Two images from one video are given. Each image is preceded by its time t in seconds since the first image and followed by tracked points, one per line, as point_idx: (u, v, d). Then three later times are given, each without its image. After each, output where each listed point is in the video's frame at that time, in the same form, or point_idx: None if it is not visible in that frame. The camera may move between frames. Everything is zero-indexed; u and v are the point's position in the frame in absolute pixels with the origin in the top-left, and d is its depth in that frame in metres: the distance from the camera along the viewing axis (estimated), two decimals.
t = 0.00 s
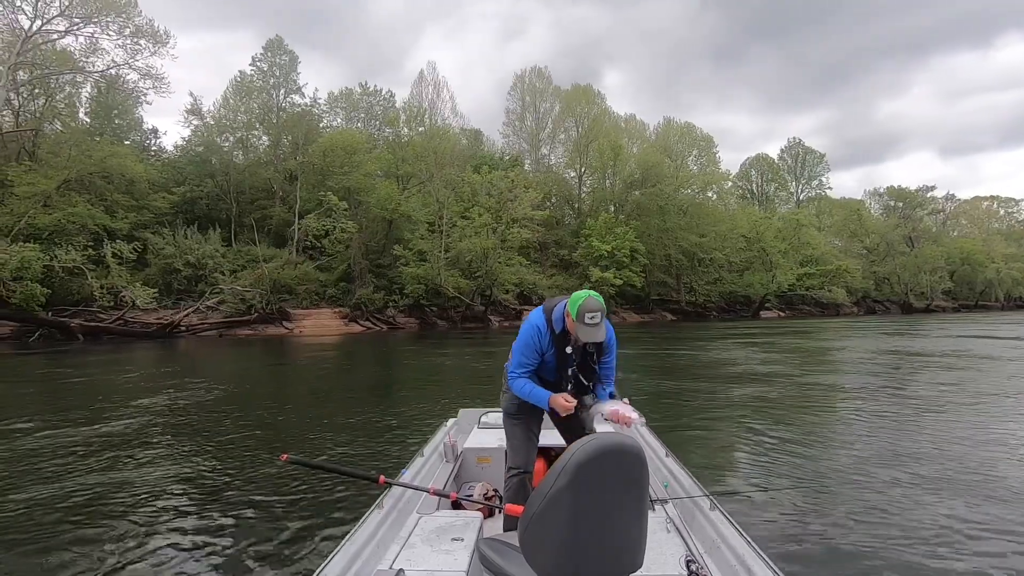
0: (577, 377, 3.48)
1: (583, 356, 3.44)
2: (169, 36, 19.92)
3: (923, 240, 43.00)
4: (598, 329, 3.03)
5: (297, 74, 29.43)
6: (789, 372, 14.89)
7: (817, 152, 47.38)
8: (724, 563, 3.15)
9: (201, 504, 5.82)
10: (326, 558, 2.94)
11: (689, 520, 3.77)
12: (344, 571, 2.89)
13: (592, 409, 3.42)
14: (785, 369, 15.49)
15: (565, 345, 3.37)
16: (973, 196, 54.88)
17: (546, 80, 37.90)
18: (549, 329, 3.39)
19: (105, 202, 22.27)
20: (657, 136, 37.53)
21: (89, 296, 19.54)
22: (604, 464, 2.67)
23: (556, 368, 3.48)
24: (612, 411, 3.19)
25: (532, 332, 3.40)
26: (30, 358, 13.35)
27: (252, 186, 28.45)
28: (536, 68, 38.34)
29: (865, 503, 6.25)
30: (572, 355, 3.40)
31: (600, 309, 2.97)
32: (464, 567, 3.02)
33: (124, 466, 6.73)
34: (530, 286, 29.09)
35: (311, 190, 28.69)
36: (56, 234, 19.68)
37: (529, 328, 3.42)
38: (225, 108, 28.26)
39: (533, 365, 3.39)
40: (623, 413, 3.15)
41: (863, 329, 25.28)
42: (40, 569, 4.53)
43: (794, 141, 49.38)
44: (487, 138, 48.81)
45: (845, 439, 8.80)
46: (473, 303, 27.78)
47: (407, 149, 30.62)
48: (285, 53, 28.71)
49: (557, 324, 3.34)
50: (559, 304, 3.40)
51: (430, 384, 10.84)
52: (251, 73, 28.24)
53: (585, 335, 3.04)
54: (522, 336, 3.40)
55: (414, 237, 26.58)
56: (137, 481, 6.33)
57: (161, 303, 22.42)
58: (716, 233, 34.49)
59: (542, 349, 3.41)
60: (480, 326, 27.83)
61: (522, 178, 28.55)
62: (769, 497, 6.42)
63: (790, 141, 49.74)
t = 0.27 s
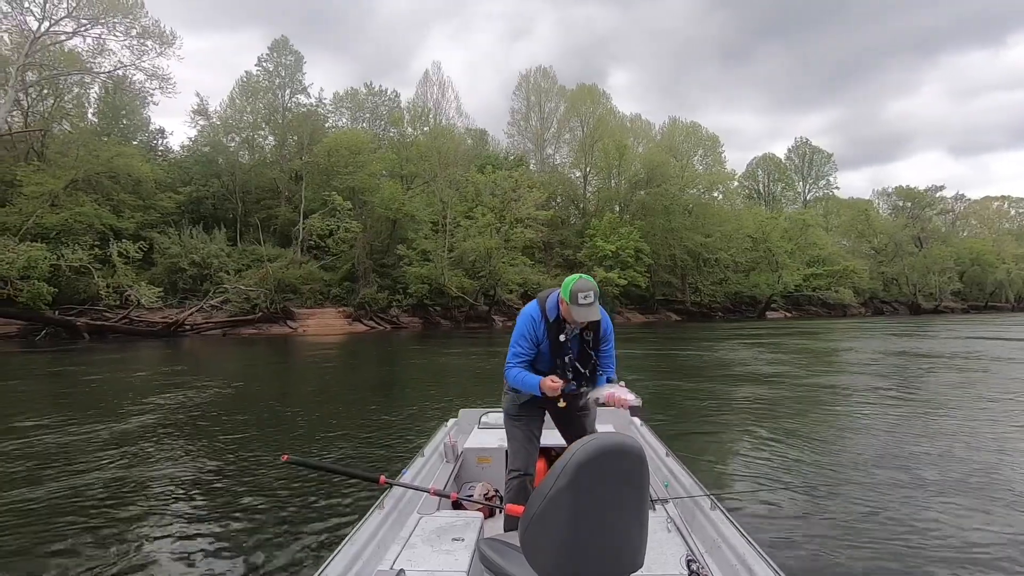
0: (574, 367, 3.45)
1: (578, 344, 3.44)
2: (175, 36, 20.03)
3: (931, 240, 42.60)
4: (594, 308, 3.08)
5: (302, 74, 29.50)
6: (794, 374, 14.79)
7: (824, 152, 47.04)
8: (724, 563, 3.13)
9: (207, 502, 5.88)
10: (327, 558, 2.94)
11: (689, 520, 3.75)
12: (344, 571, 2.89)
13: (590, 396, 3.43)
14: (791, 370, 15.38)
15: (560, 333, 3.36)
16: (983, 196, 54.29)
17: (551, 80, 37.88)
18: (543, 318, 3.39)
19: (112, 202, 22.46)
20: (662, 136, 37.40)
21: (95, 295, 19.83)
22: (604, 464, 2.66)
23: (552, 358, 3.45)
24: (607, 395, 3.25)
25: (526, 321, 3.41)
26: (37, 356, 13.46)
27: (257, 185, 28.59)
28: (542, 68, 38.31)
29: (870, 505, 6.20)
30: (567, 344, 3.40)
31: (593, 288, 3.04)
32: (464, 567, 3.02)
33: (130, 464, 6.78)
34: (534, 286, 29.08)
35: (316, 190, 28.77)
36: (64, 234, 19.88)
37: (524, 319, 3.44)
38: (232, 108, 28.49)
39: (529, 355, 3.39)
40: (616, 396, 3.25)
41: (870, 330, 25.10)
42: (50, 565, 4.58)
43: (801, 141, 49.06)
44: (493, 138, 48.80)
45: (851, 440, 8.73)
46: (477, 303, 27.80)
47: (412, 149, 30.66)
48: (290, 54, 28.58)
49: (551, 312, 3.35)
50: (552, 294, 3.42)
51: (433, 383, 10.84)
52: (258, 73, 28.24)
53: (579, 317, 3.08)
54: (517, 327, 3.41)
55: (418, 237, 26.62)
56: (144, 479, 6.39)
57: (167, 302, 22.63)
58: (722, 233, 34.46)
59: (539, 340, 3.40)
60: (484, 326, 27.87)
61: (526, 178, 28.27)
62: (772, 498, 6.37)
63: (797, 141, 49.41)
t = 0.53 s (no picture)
0: (570, 364, 3.45)
1: (575, 341, 3.44)
2: (181, 37, 20.17)
3: (940, 241, 42.19)
4: (593, 304, 3.07)
5: (308, 74, 29.65)
6: (799, 375, 14.68)
7: (832, 151, 46.71)
8: (724, 563, 3.11)
9: (212, 499, 5.92)
10: (327, 558, 2.94)
11: (689, 520, 3.73)
12: (344, 572, 2.89)
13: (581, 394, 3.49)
14: (797, 371, 15.27)
15: (559, 330, 3.35)
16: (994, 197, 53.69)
17: (556, 80, 37.92)
18: (542, 315, 3.37)
19: (118, 202, 22.66)
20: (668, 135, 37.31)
21: (101, 294, 19.99)
22: (604, 463, 2.65)
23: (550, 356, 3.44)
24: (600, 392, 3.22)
25: (524, 319, 3.39)
26: (45, 355, 13.59)
27: (263, 185, 28.76)
28: (546, 68, 38.34)
29: (873, 506, 6.15)
30: (565, 341, 3.39)
31: (593, 283, 3.02)
32: (464, 568, 3.02)
33: (136, 462, 6.84)
34: (538, 286, 29.06)
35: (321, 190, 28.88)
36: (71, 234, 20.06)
37: (522, 317, 3.42)
38: (238, 108, 28.74)
39: (527, 353, 3.36)
40: (601, 392, 3.25)
41: (877, 330, 24.90)
42: (59, 561, 4.63)
43: (807, 140, 48.74)
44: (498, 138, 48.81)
45: (857, 441, 8.65)
46: (481, 303, 27.80)
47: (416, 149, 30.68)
48: (296, 54, 28.97)
49: (550, 309, 3.33)
50: (550, 291, 3.41)
51: (437, 383, 10.85)
52: (263, 74, 28.56)
53: (580, 312, 3.07)
54: (515, 326, 3.39)
55: (422, 236, 26.66)
56: (150, 477, 6.44)
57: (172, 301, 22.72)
58: (727, 233, 34.40)
59: (537, 337, 3.39)
60: (488, 326, 27.90)
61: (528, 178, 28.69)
62: (774, 499, 6.33)
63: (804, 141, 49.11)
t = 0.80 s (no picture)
0: (572, 369, 3.43)
1: (578, 346, 3.41)
2: (187, 38, 20.31)
3: (949, 241, 41.78)
4: (595, 315, 3.04)
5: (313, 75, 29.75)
6: (804, 375, 14.58)
7: (839, 151, 46.35)
8: (724, 564, 3.09)
9: (218, 497, 5.98)
10: (326, 558, 2.94)
11: (689, 520, 3.72)
12: (343, 571, 2.88)
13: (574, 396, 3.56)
14: (803, 371, 15.16)
15: (561, 337, 3.32)
16: (1005, 196, 53.10)
17: (560, 79, 37.88)
18: (544, 320, 3.32)
19: (125, 202, 22.85)
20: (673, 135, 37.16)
21: (107, 293, 20.16)
22: (604, 464, 2.65)
23: (551, 360, 3.40)
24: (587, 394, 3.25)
25: (527, 323, 3.32)
26: (53, 353, 13.72)
27: (268, 185, 28.90)
28: (551, 67, 38.29)
29: (876, 508, 6.10)
30: (567, 347, 3.37)
31: (596, 294, 2.98)
32: (463, 567, 3.01)
33: (142, 460, 6.89)
34: (542, 286, 29.03)
35: (325, 190, 29.04)
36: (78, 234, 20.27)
37: (524, 321, 3.35)
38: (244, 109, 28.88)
39: (531, 358, 3.29)
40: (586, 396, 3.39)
41: (886, 331, 24.68)
42: (68, 557, 4.67)
43: (815, 140, 48.38)
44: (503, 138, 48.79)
45: (862, 442, 8.59)
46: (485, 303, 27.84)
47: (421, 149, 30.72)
48: (301, 55, 28.75)
49: (552, 315, 3.29)
50: (553, 297, 3.36)
51: (440, 383, 10.86)
52: (269, 74, 28.69)
53: (583, 322, 3.04)
54: (518, 330, 3.32)
55: (426, 236, 26.70)
56: (157, 475, 6.49)
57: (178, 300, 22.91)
58: (733, 233, 34.22)
59: (539, 343, 3.34)
60: (491, 326, 27.90)
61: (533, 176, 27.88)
62: (776, 500, 6.29)
63: (811, 140, 48.75)
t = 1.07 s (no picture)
0: (573, 373, 3.41)
1: (579, 351, 3.37)
2: (192, 41, 20.45)
3: (959, 239, 41.38)
4: (597, 325, 2.96)
5: (318, 76, 29.87)
6: (810, 375, 14.49)
7: (847, 149, 45.95)
8: (723, 565, 3.08)
9: (223, 496, 6.00)
10: (323, 557, 2.93)
11: (688, 521, 3.70)
12: (340, 571, 2.88)
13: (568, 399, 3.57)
14: (810, 371, 15.04)
15: (563, 342, 3.28)
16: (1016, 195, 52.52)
17: (564, 79, 37.85)
18: (547, 325, 3.27)
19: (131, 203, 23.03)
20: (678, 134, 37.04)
21: (113, 294, 20.31)
22: (602, 465, 2.63)
23: (552, 364, 3.38)
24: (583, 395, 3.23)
25: (530, 327, 3.26)
26: (60, 353, 13.85)
27: (273, 186, 29.04)
28: (555, 67, 38.26)
29: (882, 508, 6.04)
30: (569, 352, 3.33)
31: (599, 305, 2.89)
32: (462, 567, 2.99)
33: (147, 460, 6.93)
34: (547, 286, 29.02)
35: (330, 191, 29.14)
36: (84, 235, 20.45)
37: (526, 324, 3.30)
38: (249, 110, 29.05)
39: (532, 362, 3.24)
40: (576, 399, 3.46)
41: (895, 331, 24.43)
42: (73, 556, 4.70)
43: (822, 138, 48.03)
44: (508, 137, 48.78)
45: (868, 442, 8.52)
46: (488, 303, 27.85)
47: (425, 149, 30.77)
48: (306, 56, 29.08)
49: (555, 321, 3.23)
50: (556, 301, 3.29)
51: (443, 383, 10.87)
52: (274, 76, 28.85)
53: (583, 331, 2.96)
54: (521, 332, 3.26)
55: (430, 236, 26.75)
56: (163, 475, 6.53)
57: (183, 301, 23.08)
58: (738, 232, 34.05)
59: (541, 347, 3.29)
60: (496, 326, 27.90)
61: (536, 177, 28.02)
62: (780, 501, 6.22)
63: (818, 138, 48.40)
